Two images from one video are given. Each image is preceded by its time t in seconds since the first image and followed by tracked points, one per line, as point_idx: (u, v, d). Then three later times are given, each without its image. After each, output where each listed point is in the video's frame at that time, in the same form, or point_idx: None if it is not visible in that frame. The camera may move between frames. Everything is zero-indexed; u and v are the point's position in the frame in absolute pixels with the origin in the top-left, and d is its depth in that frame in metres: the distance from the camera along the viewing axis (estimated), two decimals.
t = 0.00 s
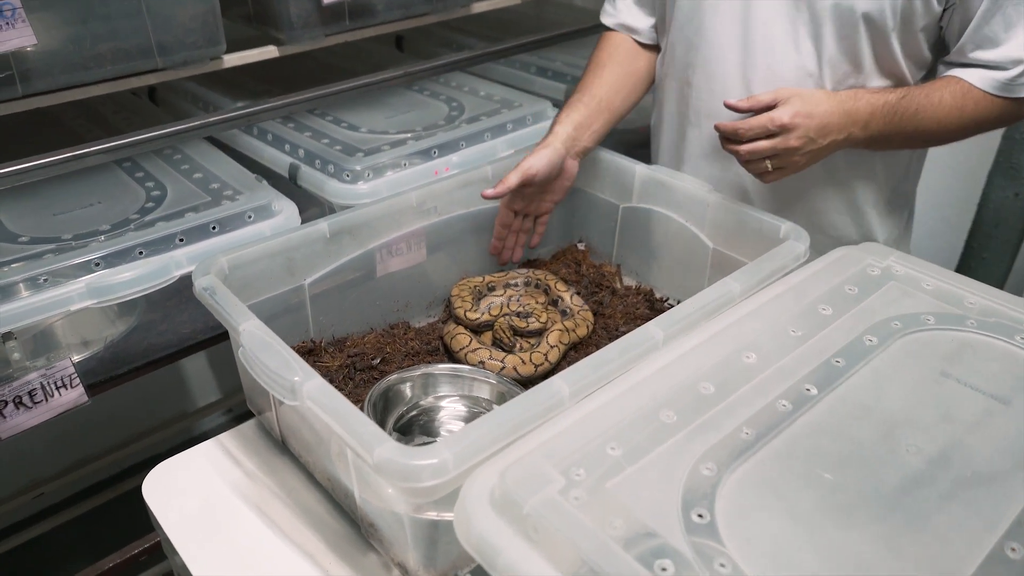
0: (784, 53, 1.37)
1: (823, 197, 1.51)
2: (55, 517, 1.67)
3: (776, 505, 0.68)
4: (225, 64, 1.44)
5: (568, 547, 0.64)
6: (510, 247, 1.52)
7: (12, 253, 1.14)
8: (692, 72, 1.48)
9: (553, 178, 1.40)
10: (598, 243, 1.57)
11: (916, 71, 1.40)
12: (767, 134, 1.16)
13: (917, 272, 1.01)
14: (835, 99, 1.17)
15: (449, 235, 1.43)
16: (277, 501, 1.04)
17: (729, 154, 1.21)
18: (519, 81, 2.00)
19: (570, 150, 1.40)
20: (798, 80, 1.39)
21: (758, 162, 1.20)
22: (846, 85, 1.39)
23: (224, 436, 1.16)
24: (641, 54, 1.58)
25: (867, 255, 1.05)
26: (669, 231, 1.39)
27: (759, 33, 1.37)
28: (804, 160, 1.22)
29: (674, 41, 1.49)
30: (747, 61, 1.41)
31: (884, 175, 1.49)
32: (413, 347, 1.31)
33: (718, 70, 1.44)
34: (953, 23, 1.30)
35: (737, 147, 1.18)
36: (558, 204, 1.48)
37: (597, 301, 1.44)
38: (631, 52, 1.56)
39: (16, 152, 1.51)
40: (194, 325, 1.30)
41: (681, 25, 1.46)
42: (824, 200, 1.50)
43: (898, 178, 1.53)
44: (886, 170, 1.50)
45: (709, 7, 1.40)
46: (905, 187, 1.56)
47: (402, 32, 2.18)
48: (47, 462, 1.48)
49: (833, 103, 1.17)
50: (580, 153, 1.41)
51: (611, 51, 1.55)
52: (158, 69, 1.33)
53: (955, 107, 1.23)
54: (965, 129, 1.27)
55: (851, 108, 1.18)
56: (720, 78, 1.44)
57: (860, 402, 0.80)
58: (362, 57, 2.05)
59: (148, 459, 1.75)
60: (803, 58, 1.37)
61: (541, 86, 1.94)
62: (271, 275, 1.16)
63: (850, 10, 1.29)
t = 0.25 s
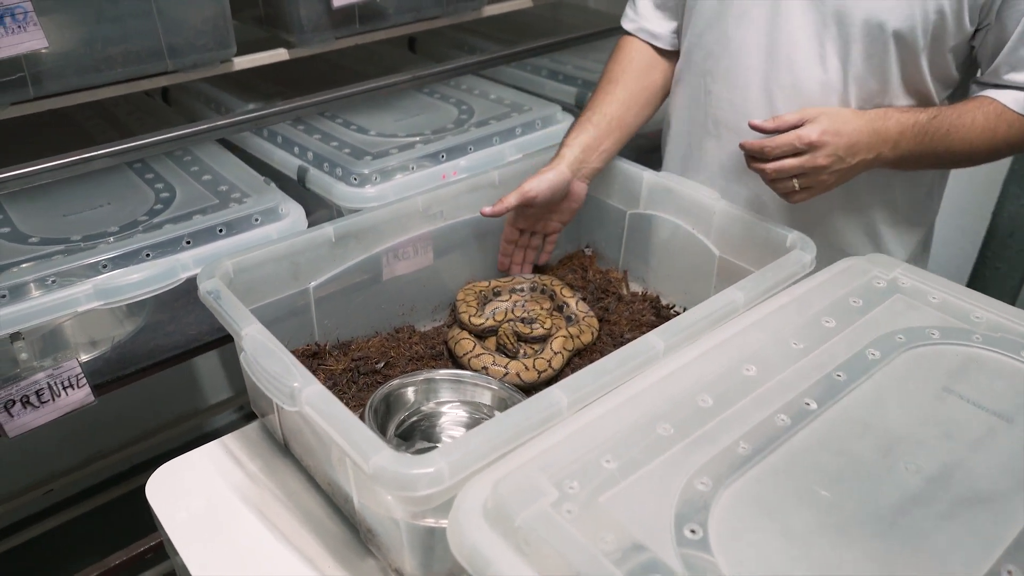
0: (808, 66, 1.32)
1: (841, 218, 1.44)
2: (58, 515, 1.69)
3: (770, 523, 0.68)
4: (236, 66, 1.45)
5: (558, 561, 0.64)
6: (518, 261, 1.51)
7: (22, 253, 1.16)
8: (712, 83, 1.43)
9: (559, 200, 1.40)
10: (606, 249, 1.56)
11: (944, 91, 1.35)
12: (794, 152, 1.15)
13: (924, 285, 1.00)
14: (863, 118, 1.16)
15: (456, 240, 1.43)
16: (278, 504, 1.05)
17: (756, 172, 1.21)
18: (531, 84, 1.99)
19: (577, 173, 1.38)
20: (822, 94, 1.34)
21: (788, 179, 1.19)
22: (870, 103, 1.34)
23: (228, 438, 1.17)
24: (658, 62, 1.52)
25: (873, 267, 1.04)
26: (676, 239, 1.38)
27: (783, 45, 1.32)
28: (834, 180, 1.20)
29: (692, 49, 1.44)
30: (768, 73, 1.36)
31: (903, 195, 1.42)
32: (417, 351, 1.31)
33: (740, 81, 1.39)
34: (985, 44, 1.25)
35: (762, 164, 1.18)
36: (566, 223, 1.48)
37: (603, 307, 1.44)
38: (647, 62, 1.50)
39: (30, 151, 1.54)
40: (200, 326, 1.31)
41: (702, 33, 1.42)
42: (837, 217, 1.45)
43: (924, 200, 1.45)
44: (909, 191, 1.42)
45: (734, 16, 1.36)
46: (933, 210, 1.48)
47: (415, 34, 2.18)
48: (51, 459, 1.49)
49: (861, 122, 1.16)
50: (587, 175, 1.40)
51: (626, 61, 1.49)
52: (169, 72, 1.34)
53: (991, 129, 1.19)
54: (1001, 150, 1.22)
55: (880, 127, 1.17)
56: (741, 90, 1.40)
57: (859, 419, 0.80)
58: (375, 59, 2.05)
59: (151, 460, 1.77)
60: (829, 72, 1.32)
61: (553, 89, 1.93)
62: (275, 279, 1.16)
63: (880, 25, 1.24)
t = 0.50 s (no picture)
0: (823, 74, 1.30)
1: (848, 225, 1.42)
2: (59, 515, 1.70)
3: (758, 533, 0.68)
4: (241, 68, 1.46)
5: (543, 569, 0.64)
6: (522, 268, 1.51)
7: (26, 253, 1.18)
8: (727, 92, 1.42)
9: (558, 212, 1.40)
10: (608, 254, 1.55)
11: (965, 104, 1.33)
12: (810, 163, 1.13)
13: (923, 294, 0.99)
14: (882, 130, 1.15)
15: (458, 243, 1.44)
16: (274, 504, 1.06)
17: (770, 183, 1.19)
18: (536, 87, 1.98)
19: (577, 185, 1.38)
20: (840, 106, 1.32)
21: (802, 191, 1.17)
22: (888, 117, 1.31)
23: (226, 438, 1.17)
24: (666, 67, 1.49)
25: (872, 274, 1.03)
26: (678, 244, 1.37)
27: (800, 54, 1.30)
28: (850, 194, 1.19)
29: (706, 55, 1.42)
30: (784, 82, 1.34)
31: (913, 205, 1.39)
32: (417, 353, 1.32)
33: (756, 90, 1.37)
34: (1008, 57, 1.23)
35: (776, 176, 1.16)
36: (568, 233, 1.48)
37: (603, 311, 1.44)
38: (655, 67, 1.47)
39: (37, 151, 1.55)
40: (201, 327, 1.33)
41: (717, 40, 1.39)
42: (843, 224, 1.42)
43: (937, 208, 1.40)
44: (921, 203, 1.39)
45: (752, 24, 1.34)
46: (948, 222, 1.44)
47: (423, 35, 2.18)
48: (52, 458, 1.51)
49: (879, 133, 1.14)
50: (587, 187, 1.39)
51: (633, 67, 1.47)
52: (174, 73, 1.35)
53: (1011, 144, 1.19)
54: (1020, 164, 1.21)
55: (898, 139, 1.15)
56: (758, 99, 1.38)
57: (853, 429, 0.79)
58: (382, 60, 2.04)
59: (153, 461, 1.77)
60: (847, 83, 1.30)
61: (559, 91, 1.92)
62: (274, 281, 1.17)
63: (902, 37, 1.22)
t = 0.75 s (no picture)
0: (827, 82, 1.29)
1: (848, 230, 1.40)
2: (58, 514, 1.73)
3: (749, 541, 0.68)
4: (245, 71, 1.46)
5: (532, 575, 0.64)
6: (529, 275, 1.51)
7: (30, 253, 1.19)
8: (739, 101, 1.40)
9: (552, 224, 1.40)
10: (609, 258, 1.55)
11: (972, 114, 1.33)
12: (819, 175, 1.13)
13: (921, 301, 0.99)
14: (891, 141, 1.14)
15: (459, 246, 1.44)
16: (271, 505, 1.06)
17: (779, 196, 1.18)
18: (541, 90, 1.98)
19: (570, 197, 1.38)
20: (848, 117, 1.31)
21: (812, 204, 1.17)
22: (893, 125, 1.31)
23: (225, 439, 1.18)
24: (666, 77, 1.48)
25: (871, 281, 1.03)
26: (679, 249, 1.37)
27: (806, 61, 1.29)
28: (859, 206, 1.18)
29: (716, 65, 1.42)
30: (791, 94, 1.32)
31: (916, 214, 1.38)
32: (416, 356, 1.32)
33: (764, 101, 1.36)
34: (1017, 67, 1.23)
35: (786, 189, 1.15)
36: (563, 244, 1.48)
37: (604, 315, 1.44)
38: (653, 77, 1.46)
39: (43, 151, 1.57)
40: (202, 328, 1.33)
41: (726, 51, 1.39)
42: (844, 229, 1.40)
43: (937, 215, 1.39)
44: (923, 208, 1.38)
45: (754, 30, 1.33)
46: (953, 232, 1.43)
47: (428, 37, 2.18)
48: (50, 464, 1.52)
49: (888, 145, 1.14)
50: (582, 201, 1.39)
51: (631, 77, 1.45)
52: (178, 76, 1.36)
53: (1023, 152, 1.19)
54: None
55: (908, 150, 1.15)
56: (766, 109, 1.36)
57: (847, 437, 0.79)
58: (386, 62, 2.04)
59: (152, 462, 1.78)
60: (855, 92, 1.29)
61: (563, 95, 1.92)
62: (274, 283, 1.18)
63: (911, 47, 1.21)
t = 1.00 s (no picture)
0: (825, 89, 1.29)
1: (847, 235, 1.40)
2: (60, 514, 1.74)
3: (743, 546, 0.69)
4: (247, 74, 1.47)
5: None
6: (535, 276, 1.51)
7: (33, 256, 1.20)
8: (736, 108, 1.39)
9: (546, 232, 1.40)
10: (608, 261, 1.56)
11: (966, 117, 1.34)
12: (814, 182, 1.13)
13: (918, 307, 0.99)
14: (886, 146, 1.15)
15: (459, 249, 1.44)
16: (270, 508, 1.07)
17: (773, 202, 1.18)
18: (542, 93, 1.98)
19: (565, 206, 1.38)
20: (842, 125, 1.31)
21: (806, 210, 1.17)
22: (891, 130, 1.32)
23: (225, 442, 1.19)
24: (661, 85, 1.48)
25: (868, 287, 1.03)
26: (677, 253, 1.38)
27: (804, 66, 1.29)
28: (854, 212, 1.18)
29: (711, 73, 1.42)
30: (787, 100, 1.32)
31: (913, 218, 1.39)
32: (415, 360, 1.33)
33: (762, 106, 1.36)
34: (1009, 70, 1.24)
35: (781, 195, 1.16)
36: (559, 253, 1.48)
37: (603, 319, 1.44)
38: (648, 86, 1.46)
39: (46, 155, 1.58)
40: (202, 331, 1.33)
41: (719, 58, 1.39)
42: (841, 234, 1.40)
43: (934, 219, 1.40)
44: (921, 213, 1.39)
45: (753, 35, 1.33)
46: (948, 235, 1.44)
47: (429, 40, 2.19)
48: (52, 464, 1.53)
49: (882, 150, 1.14)
50: (577, 209, 1.39)
51: (626, 87, 1.45)
52: (180, 80, 1.37)
53: (1014, 154, 1.20)
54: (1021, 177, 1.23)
55: (903, 155, 1.15)
56: (761, 116, 1.37)
57: (841, 443, 0.79)
58: (388, 65, 2.05)
59: (153, 461, 1.81)
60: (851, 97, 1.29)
61: (563, 98, 1.92)
62: (274, 286, 1.18)
63: (904, 53, 1.22)
